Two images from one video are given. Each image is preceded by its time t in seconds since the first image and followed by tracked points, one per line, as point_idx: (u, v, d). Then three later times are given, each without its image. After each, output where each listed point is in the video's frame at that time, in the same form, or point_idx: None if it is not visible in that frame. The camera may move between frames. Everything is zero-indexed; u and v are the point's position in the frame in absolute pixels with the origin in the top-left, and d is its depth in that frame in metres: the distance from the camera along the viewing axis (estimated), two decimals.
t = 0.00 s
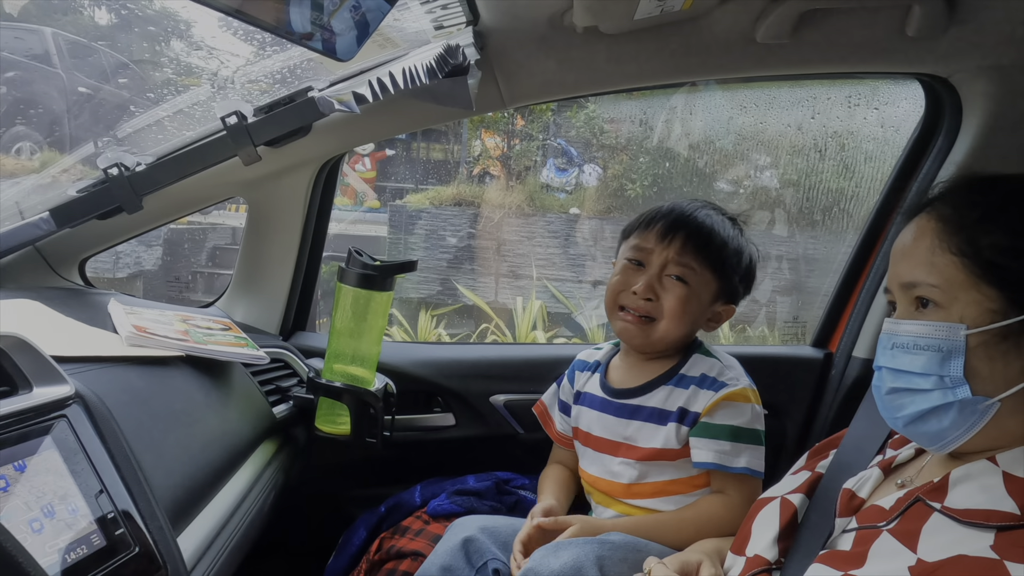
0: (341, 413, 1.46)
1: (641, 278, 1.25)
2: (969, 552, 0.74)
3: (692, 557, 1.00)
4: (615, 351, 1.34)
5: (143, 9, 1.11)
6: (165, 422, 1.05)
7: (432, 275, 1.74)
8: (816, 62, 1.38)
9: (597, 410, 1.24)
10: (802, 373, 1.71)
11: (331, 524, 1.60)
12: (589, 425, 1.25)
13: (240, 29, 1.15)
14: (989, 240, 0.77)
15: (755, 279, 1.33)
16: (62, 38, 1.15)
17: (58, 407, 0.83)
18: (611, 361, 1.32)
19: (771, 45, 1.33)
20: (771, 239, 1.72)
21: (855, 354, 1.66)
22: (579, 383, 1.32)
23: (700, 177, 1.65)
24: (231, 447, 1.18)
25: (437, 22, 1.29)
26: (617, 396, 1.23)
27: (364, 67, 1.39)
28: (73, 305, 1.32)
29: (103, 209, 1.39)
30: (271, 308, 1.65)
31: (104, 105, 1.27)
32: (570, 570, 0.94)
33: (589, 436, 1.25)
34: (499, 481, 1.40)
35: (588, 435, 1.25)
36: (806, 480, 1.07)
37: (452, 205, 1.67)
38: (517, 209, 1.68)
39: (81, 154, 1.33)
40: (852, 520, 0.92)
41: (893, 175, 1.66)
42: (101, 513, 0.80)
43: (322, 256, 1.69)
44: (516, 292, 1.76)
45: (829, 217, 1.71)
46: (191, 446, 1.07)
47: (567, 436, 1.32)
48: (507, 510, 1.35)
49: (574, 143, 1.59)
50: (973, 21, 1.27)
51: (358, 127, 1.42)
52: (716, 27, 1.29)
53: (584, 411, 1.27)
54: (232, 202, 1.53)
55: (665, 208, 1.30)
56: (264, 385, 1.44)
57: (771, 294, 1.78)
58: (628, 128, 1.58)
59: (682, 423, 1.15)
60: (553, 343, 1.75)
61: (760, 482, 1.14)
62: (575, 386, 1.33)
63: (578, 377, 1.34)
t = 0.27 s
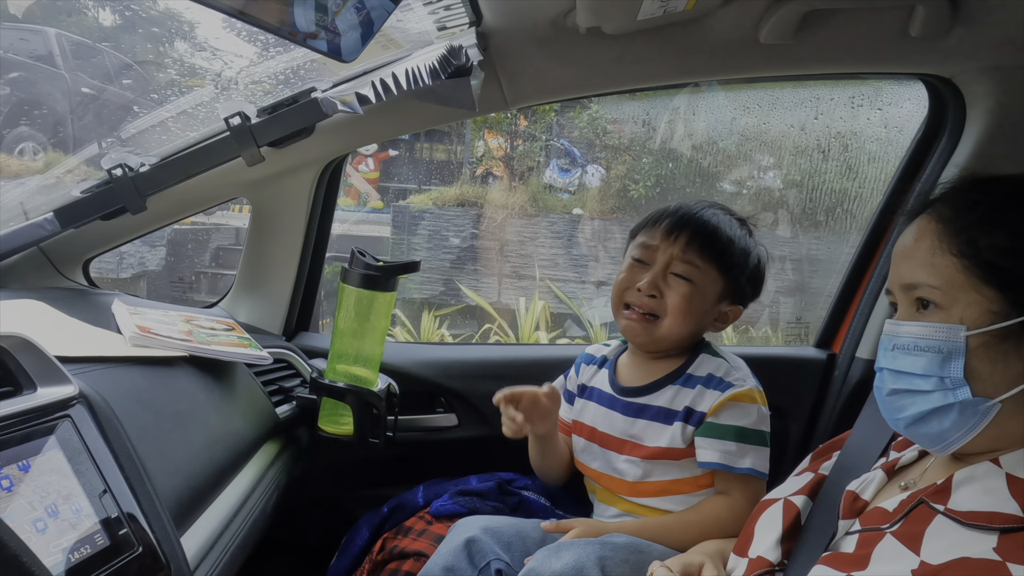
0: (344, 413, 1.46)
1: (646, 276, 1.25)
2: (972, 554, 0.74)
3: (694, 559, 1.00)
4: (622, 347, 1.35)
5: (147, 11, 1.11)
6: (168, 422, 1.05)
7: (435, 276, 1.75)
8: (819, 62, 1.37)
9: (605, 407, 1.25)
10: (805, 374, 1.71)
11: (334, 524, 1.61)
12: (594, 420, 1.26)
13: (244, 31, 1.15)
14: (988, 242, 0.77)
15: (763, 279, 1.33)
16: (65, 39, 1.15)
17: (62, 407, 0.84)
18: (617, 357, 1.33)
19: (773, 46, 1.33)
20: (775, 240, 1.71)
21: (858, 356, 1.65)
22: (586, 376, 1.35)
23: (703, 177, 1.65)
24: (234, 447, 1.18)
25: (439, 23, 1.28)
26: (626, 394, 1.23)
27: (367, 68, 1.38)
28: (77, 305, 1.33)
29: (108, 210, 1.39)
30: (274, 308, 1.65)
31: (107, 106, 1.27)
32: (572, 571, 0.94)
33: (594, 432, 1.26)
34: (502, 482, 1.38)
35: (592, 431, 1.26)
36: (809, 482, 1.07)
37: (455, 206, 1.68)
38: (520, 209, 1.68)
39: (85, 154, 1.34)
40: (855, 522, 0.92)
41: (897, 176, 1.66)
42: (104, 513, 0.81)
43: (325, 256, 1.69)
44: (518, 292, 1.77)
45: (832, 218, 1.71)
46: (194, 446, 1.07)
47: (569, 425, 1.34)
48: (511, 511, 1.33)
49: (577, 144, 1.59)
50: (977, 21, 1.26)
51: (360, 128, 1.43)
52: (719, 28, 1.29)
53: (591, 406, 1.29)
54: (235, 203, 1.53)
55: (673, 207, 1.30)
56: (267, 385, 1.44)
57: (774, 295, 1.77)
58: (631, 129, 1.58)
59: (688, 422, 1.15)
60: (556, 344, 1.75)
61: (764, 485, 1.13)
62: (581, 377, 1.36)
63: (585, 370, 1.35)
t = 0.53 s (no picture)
0: (348, 414, 1.47)
1: (646, 273, 1.25)
2: (977, 557, 0.74)
3: (698, 561, 0.99)
4: (632, 346, 1.35)
5: (152, 12, 1.11)
6: (173, 423, 1.05)
7: (439, 277, 1.75)
8: (823, 63, 1.37)
9: (614, 405, 1.26)
10: (809, 375, 1.71)
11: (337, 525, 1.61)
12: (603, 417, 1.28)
13: (248, 32, 1.16)
14: (991, 242, 0.77)
15: (776, 285, 1.31)
16: (69, 40, 1.14)
17: (68, 407, 0.84)
18: (627, 353, 1.34)
19: (777, 47, 1.33)
20: (778, 241, 1.71)
21: (862, 357, 1.65)
22: (594, 370, 1.35)
23: (707, 177, 1.65)
24: (239, 447, 1.18)
25: (443, 24, 1.29)
26: (633, 394, 1.24)
27: (371, 69, 1.40)
28: (82, 306, 1.33)
29: (112, 210, 1.39)
30: (277, 309, 1.66)
31: (112, 107, 1.28)
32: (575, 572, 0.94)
33: (602, 429, 1.27)
34: (505, 483, 1.38)
35: (599, 427, 1.28)
36: (813, 483, 1.07)
37: (459, 206, 1.68)
38: (524, 210, 1.68)
39: (90, 155, 1.34)
40: (859, 525, 0.91)
41: (901, 177, 1.66)
42: (109, 512, 0.81)
43: (329, 256, 1.69)
44: (522, 293, 1.77)
45: (836, 218, 1.70)
46: (199, 446, 1.07)
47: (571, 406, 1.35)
48: (513, 511, 1.33)
49: (581, 144, 1.59)
50: (981, 22, 1.26)
51: (364, 129, 1.43)
52: (723, 28, 1.29)
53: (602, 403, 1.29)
54: (240, 204, 1.54)
55: (679, 209, 1.31)
56: (271, 385, 1.45)
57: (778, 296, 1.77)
58: (634, 129, 1.58)
59: (693, 425, 1.15)
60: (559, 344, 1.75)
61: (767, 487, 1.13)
62: (589, 370, 1.36)
63: (594, 363, 1.36)
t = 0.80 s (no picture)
0: (352, 414, 1.47)
1: (654, 276, 1.25)
2: (984, 559, 0.73)
3: (702, 562, 0.99)
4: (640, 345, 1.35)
5: (156, 13, 1.11)
6: (176, 423, 1.05)
7: (442, 277, 1.75)
8: (827, 63, 1.37)
9: (624, 406, 1.27)
10: (814, 376, 1.70)
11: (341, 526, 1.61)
12: (612, 416, 1.28)
13: (252, 33, 1.16)
14: (997, 243, 0.77)
15: (785, 287, 1.30)
16: (73, 41, 1.15)
17: (72, 407, 0.84)
18: (636, 352, 1.34)
19: (781, 47, 1.33)
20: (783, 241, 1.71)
21: (867, 358, 1.65)
22: (604, 368, 1.35)
23: (711, 178, 1.65)
24: (243, 448, 1.18)
25: (447, 25, 1.29)
26: (643, 395, 1.24)
27: (374, 71, 1.39)
28: (87, 306, 1.33)
29: (116, 211, 1.39)
30: (282, 309, 1.66)
31: (116, 108, 1.28)
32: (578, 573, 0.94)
33: (610, 427, 1.27)
34: (509, 483, 1.38)
35: (607, 426, 1.28)
36: (819, 485, 1.06)
37: (462, 207, 1.68)
38: (528, 211, 1.68)
39: (95, 156, 1.34)
40: (864, 526, 0.92)
41: (906, 177, 1.65)
42: (113, 512, 0.81)
43: (333, 256, 1.69)
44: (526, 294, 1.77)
45: (841, 219, 1.70)
46: (202, 447, 1.07)
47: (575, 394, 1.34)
48: (518, 512, 1.33)
49: (584, 145, 1.59)
50: (986, 22, 1.26)
51: (367, 130, 1.43)
52: (727, 28, 1.29)
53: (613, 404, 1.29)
54: (244, 205, 1.54)
55: (688, 211, 1.31)
56: (274, 387, 1.45)
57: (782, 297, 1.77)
58: (638, 130, 1.58)
59: (701, 426, 1.15)
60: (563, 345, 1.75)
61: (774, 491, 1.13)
62: (598, 368, 1.36)
63: (604, 361, 1.36)
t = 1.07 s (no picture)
0: (356, 415, 1.47)
1: (661, 277, 1.25)
2: (989, 561, 0.73)
3: (707, 565, 0.99)
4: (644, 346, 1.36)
5: (161, 14, 1.12)
6: (181, 423, 1.05)
7: (446, 278, 1.75)
8: (831, 63, 1.37)
9: (628, 407, 1.26)
10: (818, 377, 1.70)
11: (345, 526, 1.61)
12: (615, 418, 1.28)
13: (257, 34, 1.16)
14: (1004, 243, 0.76)
15: (790, 291, 1.31)
16: (78, 42, 1.16)
17: (77, 407, 0.84)
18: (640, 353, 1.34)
19: (785, 48, 1.33)
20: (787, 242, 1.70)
21: (872, 358, 1.64)
22: (607, 370, 1.35)
23: (715, 178, 1.65)
24: (247, 448, 1.18)
25: (450, 23, 1.27)
26: (647, 397, 1.24)
27: (378, 72, 1.39)
28: (92, 307, 1.34)
29: (122, 212, 1.40)
30: (286, 309, 1.66)
31: (122, 109, 1.28)
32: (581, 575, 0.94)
33: (614, 429, 1.27)
34: (512, 484, 1.38)
35: (611, 428, 1.27)
36: (823, 487, 1.06)
37: (467, 207, 1.68)
38: (532, 211, 1.68)
39: (101, 157, 1.35)
40: (869, 528, 0.91)
41: (911, 178, 1.65)
42: (118, 512, 0.81)
43: (337, 257, 1.69)
44: (530, 294, 1.77)
45: (845, 220, 1.70)
46: (207, 447, 1.07)
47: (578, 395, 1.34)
48: (521, 513, 1.33)
49: (588, 146, 1.59)
50: (992, 22, 1.25)
51: (371, 131, 1.43)
52: (731, 29, 1.29)
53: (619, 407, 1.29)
54: (248, 206, 1.54)
55: (695, 212, 1.31)
56: (279, 386, 1.45)
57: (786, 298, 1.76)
58: (642, 131, 1.58)
59: (705, 429, 1.15)
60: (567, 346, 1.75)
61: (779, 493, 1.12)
62: (603, 369, 1.37)
63: (608, 363, 1.36)
